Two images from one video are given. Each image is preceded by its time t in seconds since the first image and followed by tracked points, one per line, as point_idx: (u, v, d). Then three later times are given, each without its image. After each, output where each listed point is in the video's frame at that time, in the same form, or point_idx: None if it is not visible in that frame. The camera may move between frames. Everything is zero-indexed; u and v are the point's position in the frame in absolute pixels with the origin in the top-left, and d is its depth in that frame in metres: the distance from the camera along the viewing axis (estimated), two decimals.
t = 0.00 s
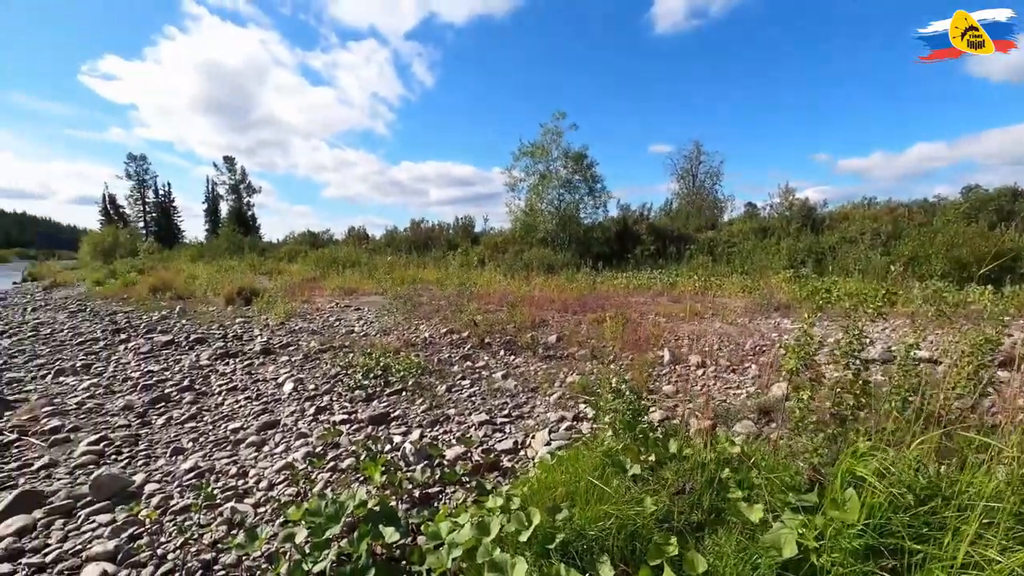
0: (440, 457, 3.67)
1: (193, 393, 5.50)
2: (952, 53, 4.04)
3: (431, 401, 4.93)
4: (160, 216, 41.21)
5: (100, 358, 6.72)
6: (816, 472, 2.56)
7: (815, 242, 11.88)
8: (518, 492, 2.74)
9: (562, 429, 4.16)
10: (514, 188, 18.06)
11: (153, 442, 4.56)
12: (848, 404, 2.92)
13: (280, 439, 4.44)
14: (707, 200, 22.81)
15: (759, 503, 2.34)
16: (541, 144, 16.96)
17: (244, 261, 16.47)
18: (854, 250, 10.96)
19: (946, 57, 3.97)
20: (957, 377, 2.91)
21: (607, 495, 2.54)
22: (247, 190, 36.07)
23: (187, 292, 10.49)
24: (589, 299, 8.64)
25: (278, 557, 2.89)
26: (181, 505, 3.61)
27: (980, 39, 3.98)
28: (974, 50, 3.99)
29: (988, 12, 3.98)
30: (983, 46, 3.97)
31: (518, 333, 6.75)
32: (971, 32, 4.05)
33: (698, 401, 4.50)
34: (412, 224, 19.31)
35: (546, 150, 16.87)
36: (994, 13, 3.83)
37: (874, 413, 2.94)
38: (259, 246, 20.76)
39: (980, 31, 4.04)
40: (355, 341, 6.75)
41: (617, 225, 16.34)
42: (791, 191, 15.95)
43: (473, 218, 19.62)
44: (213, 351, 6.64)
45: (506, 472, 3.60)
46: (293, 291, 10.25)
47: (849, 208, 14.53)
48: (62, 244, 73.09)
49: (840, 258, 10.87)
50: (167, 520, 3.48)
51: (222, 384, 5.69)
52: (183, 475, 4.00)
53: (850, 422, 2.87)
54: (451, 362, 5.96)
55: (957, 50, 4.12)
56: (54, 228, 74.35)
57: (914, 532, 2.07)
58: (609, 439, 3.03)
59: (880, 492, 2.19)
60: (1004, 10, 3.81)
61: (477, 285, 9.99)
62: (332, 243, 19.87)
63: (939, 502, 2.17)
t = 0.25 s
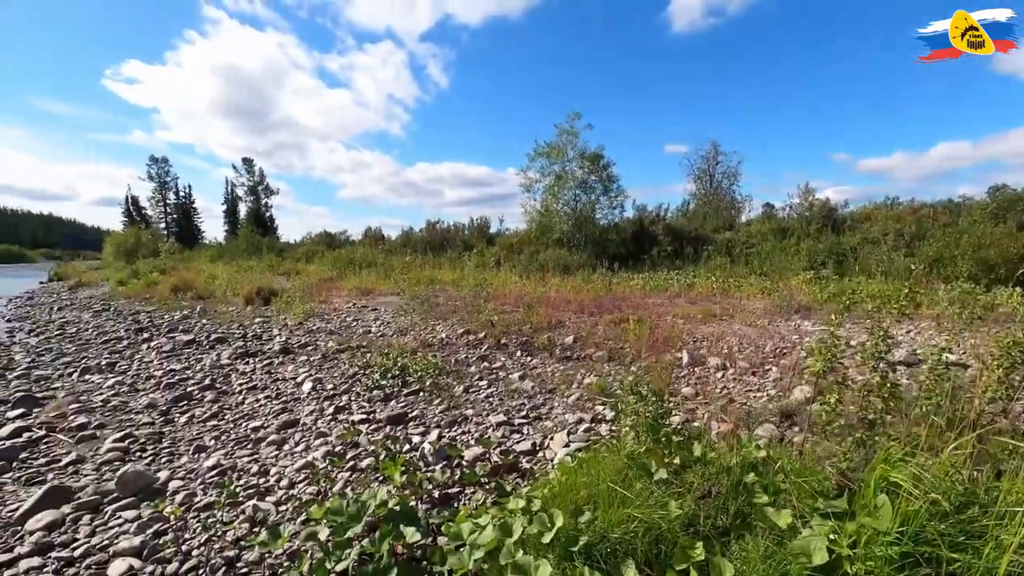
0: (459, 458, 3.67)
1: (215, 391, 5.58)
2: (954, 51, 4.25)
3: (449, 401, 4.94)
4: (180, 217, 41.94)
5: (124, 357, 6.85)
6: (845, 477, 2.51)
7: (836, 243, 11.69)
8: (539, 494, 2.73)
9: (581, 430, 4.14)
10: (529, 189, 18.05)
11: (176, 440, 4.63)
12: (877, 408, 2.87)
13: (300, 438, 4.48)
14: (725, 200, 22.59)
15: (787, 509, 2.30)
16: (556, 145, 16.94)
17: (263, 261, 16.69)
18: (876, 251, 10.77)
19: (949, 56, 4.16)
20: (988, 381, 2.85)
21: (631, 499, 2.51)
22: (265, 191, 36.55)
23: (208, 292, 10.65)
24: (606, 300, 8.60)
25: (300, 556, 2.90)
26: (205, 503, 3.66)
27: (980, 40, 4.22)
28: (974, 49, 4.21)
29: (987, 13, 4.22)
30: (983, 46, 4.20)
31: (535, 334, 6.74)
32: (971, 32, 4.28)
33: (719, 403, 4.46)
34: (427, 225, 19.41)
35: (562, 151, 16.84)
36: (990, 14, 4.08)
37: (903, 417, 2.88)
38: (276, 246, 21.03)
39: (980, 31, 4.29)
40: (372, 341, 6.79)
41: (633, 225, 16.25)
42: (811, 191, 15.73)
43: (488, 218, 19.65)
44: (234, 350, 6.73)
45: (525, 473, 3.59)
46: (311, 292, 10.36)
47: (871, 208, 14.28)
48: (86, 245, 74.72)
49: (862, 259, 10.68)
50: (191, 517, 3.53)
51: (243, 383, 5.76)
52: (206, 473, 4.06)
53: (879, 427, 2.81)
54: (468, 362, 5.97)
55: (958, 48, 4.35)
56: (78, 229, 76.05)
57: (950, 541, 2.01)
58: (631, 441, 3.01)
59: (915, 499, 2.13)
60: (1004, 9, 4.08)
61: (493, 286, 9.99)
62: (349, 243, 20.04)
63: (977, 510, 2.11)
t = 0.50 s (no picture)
0: (478, 456, 3.68)
1: (235, 389, 5.65)
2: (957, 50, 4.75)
3: (466, 400, 4.95)
4: (197, 216, 42.49)
5: (146, 355, 6.95)
6: (874, 479, 2.47)
7: (855, 240, 11.52)
8: (562, 493, 2.72)
9: (599, 430, 4.12)
10: (543, 187, 18.01)
11: (198, 437, 4.69)
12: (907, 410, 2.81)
13: (319, 436, 4.51)
14: (740, 198, 22.36)
15: (816, 511, 2.26)
16: (570, 143, 16.89)
17: (278, 260, 16.85)
18: (897, 248, 10.59)
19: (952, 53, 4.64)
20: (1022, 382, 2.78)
21: (655, 499, 2.50)
22: (280, 191, 36.91)
23: (225, 291, 10.77)
24: (621, 299, 8.56)
25: (323, 553, 2.92)
26: (227, 499, 3.70)
27: (979, 39, 4.72)
28: (974, 48, 4.71)
29: (985, 15, 4.69)
30: (982, 45, 4.71)
31: (550, 333, 6.72)
32: (970, 32, 4.76)
33: (739, 403, 4.41)
34: (441, 224, 19.46)
35: (576, 149, 16.77)
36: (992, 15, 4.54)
37: (933, 419, 2.82)
38: (291, 245, 21.22)
39: (978, 31, 4.76)
40: (388, 339, 6.82)
41: (648, 223, 16.15)
42: (829, 188, 15.50)
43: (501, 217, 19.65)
44: (252, 348, 6.80)
45: (545, 473, 3.58)
46: (327, 291, 10.43)
47: (892, 205, 14.04)
48: (105, 245, 76.05)
49: (883, 256, 10.50)
50: (215, 513, 3.57)
51: (261, 381, 5.82)
52: (227, 470, 4.10)
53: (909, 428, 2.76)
54: (484, 361, 5.97)
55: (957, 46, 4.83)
56: (97, 230, 77.41)
57: (987, 545, 1.97)
58: (653, 441, 2.99)
59: (950, 502, 2.09)
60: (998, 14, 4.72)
61: (508, 284, 9.99)
62: (363, 242, 20.14)
63: (1013, 513, 2.06)
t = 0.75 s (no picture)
0: (504, 453, 3.68)
1: (263, 382, 5.76)
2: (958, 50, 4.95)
3: (491, 396, 4.96)
4: (224, 214, 43.39)
5: (177, 348, 7.13)
6: (916, 482, 2.40)
7: (887, 236, 11.21)
8: (592, 490, 2.70)
9: (625, 427, 4.09)
10: (565, 183, 17.91)
11: (229, 429, 4.79)
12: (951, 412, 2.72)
13: (346, 430, 4.57)
14: (766, 193, 21.95)
15: (856, 513, 2.21)
16: (593, 138, 16.76)
17: (303, 257, 17.11)
18: (932, 245, 10.29)
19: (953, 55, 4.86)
20: None
21: (688, 498, 2.47)
22: (304, 188, 37.44)
23: (252, 286, 10.97)
24: (645, 296, 8.48)
25: (353, 545, 2.96)
26: (259, 491, 3.77)
27: (979, 39, 4.92)
28: (974, 48, 4.92)
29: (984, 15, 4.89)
30: (982, 45, 4.91)
31: (574, 330, 6.69)
32: (971, 32, 4.96)
33: (769, 402, 4.33)
34: (462, 220, 19.51)
35: (600, 145, 16.64)
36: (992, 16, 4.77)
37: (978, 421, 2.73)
38: (315, 242, 21.53)
39: (978, 31, 4.95)
40: (412, 335, 6.87)
41: (672, 220, 15.97)
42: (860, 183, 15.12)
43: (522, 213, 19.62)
44: (279, 343, 6.92)
45: (571, 470, 3.57)
46: (351, 287, 10.55)
47: (926, 200, 13.64)
48: (135, 241, 78.10)
49: (916, 253, 10.20)
50: (247, 504, 3.64)
51: (289, 375, 5.92)
52: (258, 462, 4.19)
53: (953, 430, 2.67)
54: (508, 357, 5.97)
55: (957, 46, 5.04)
56: (128, 227, 79.61)
57: None
58: (684, 439, 2.95)
59: (999, 506, 2.02)
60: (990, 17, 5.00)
61: (530, 281, 9.97)
62: (385, 239, 20.32)
63: None
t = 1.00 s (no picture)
0: (535, 450, 3.67)
1: (296, 376, 5.88)
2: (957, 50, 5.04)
3: (519, 392, 4.96)
4: (256, 210, 44.44)
5: (213, 342, 7.34)
6: (968, 488, 2.31)
7: (929, 233, 10.82)
8: (626, 488, 2.68)
9: (656, 426, 4.03)
10: (592, 179, 17.78)
11: (264, 421, 4.91)
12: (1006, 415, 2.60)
13: (377, 423, 4.63)
14: (800, 189, 21.39)
15: (905, 519, 2.14)
16: (623, 134, 16.60)
17: (333, 253, 17.40)
18: (978, 242, 9.89)
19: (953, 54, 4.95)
20: None
21: (727, 500, 2.42)
22: (333, 186, 38.05)
23: (284, 282, 11.22)
24: (674, 294, 8.36)
25: (387, 538, 3.00)
26: (294, 482, 3.85)
27: (978, 40, 5.00)
28: (974, 48, 4.99)
29: (984, 15, 4.96)
30: (981, 45, 4.98)
31: (602, 327, 6.64)
32: (970, 32, 5.04)
33: (805, 402, 4.22)
34: (489, 217, 19.56)
35: (629, 140, 16.46)
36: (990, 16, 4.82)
37: None
38: (344, 238, 21.87)
39: (978, 31, 5.03)
40: (440, 331, 6.92)
41: (702, 216, 15.71)
42: (900, 178, 14.61)
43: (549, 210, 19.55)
44: (311, 337, 7.05)
45: (602, 468, 3.55)
46: (380, 282, 10.68)
47: (970, 196, 13.10)
48: (171, 238, 80.66)
49: (960, 251, 9.82)
50: (283, 494, 3.72)
51: (321, 368, 6.03)
52: (292, 453, 4.28)
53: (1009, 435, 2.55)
54: (536, 354, 5.97)
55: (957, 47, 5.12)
56: (164, 223, 82.13)
57: None
58: (722, 439, 2.91)
59: None
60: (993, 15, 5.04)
61: (558, 278, 9.94)
62: (412, 235, 20.51)
63: None
